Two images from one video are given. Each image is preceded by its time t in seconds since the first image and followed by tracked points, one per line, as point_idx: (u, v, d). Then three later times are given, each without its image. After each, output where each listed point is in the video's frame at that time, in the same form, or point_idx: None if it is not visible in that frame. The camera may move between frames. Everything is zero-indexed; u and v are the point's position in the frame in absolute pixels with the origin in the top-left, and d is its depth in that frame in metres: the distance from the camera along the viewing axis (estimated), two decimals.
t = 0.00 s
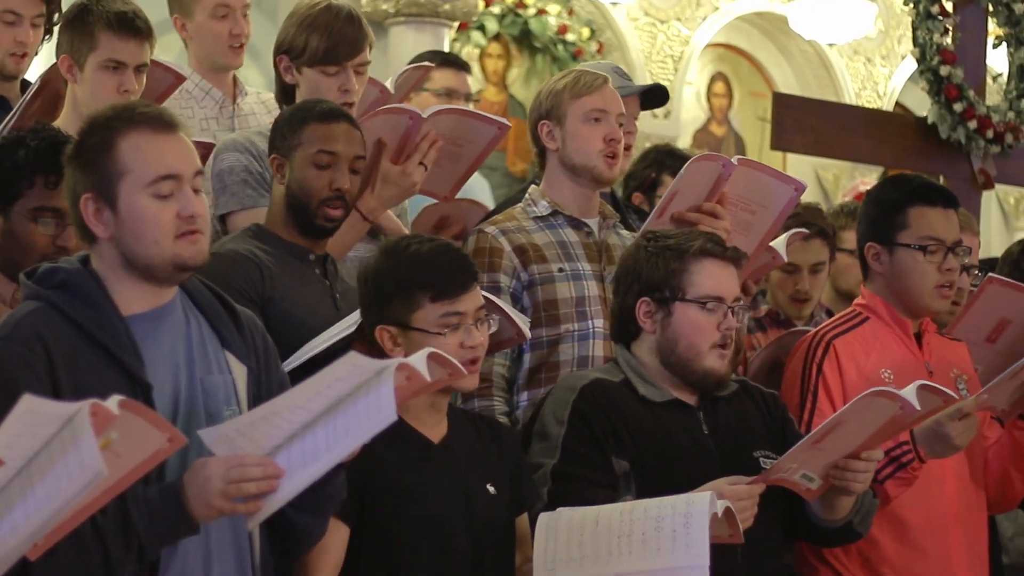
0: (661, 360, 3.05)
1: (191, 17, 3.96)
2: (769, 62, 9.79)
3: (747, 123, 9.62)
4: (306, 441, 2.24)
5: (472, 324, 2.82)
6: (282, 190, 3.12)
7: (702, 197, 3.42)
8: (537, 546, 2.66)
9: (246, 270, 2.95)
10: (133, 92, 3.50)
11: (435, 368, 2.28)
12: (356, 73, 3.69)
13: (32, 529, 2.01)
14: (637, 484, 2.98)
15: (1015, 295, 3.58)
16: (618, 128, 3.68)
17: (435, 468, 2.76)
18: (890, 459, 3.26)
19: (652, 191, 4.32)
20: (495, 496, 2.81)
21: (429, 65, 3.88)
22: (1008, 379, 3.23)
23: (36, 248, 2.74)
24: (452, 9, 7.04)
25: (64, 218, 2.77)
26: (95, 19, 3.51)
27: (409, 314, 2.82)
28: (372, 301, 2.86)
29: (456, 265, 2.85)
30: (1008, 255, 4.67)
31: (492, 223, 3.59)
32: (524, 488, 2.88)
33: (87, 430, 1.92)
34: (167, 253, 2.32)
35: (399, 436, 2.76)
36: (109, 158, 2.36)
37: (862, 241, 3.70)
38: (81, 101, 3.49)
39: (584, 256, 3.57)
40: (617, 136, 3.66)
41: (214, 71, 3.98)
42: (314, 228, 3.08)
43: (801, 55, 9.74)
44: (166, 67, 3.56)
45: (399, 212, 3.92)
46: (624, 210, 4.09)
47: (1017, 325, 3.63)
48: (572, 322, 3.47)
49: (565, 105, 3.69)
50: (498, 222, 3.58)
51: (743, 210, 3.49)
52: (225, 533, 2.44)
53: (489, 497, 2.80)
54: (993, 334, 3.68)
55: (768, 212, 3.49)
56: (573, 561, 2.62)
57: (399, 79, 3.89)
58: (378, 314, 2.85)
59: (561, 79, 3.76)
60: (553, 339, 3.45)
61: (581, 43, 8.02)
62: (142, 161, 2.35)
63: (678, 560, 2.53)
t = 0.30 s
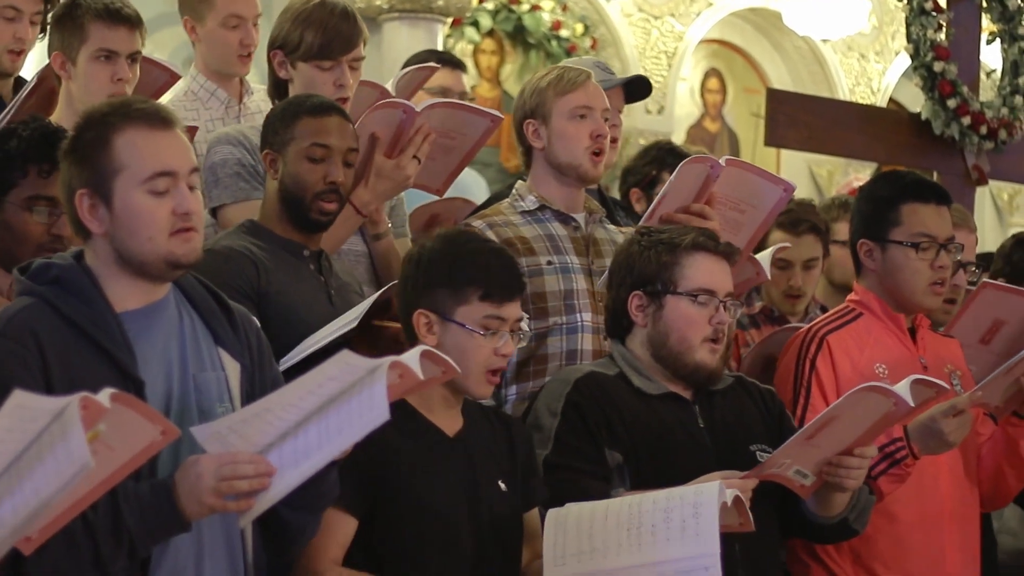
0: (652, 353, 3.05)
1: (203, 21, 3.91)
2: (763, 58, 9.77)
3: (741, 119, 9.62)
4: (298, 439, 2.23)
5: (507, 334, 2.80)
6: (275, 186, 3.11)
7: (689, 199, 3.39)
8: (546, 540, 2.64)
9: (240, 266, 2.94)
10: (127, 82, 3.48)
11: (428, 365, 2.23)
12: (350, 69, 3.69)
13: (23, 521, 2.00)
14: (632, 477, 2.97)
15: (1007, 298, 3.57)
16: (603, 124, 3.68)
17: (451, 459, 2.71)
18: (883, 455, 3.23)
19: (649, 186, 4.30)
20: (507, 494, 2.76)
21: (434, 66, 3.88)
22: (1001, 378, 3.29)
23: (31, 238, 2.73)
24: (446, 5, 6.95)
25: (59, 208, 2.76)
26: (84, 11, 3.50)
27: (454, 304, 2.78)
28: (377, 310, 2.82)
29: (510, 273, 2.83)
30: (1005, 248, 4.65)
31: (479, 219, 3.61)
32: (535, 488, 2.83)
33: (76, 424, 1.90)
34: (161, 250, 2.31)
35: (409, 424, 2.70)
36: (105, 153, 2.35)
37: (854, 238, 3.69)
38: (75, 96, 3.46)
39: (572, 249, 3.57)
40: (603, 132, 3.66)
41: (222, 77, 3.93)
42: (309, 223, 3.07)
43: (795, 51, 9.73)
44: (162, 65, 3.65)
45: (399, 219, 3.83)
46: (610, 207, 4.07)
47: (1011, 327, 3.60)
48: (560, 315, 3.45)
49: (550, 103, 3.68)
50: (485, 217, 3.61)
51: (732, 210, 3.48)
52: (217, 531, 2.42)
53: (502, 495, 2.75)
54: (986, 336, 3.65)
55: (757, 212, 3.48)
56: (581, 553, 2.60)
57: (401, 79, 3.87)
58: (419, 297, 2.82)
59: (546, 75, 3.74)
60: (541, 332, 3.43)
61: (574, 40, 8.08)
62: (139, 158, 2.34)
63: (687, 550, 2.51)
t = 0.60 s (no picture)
0: (645, 348, 3.03)
1: (207, 20, 3.91)
2: (754, 55, 9.77)
3: (732, 116, 9.63)
4: (290, 439, 2.21)
5: (524, 339, 2.74)
6: (266, 182, 3.09)
7: (681, 197, 3.37)
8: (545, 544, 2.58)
9: (233, 263, 2.92)
10: (115, 72, 3.46)
11: (423, 367, 2.23)
12: (342, 59, 3.66)
13: (13, 517, 1.99)
14: (625, 474, 2.95)
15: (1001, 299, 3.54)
16: (587, 121, 3.68)
17: (459, 455, 2.66)
18: (874, 451, 3.25)
19: (645, 183, 4.28)
20: (516, 491, 2.71)
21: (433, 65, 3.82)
22: (993, 375, 3.28)
23: (27, 235, 2.71)
24: (438, 2, 6.99)
25: (53, 205, 2.74)
26: (69, 5, 3.50)
27: (474, 300, 2.72)
28: (377, 307, 2.72)
29: (533, 279, 2.77)
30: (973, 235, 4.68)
31: (467, 213, 3.58)
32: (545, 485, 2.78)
33: (67, 419, 1.88)
34: (150, 254, 2.29)
35: (424, 417, 2.66)
36: (104, 153, 2.33)
37: (846, 236, 3.68)
38: (66, 92, 3.44)
39: (561, 244, 3.56)
40: (587, 129, 3.66)
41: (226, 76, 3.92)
42: (301, 218, 3.06)
43: (786, 48, 9.72)
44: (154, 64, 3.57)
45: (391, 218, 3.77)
46: (597, 204, 4.06)
47: (1002, 321, 3.60)
48: (550, 309, 3.44)
49: (533, 99, 3.67)
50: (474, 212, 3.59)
51: (721, 208, 3.49)
52: (209, 528, 2.43)
53: (511, 492, 2.70)
54: (978, 331, 3.67)
55: (746, 211, 3.49)
56: (581, 557, 2.55)
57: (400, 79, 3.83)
58: (440, 291, 2.76)
59: (529, 71, 3.74)
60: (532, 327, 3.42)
61: (566, 37, 8.09)
62: (138, 160, 2.32)
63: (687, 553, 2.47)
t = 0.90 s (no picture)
0: (638, 344, 3.03)
1: (206, 15, 3.99)
2: (742, 50, 9.76)
3: (720, 111, 9.62)
4: (280, 437, 2.20)
5: (524, 334, 2.70)
6: (252, 178, 3.07)
7: (671, 189, 3.35)
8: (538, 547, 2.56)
9: (221, 258, 2.90)
10: (106, 68, 3.45)
11: (414, 370, 2.22)
12: (329, 43, 3.66)
13: None
14: (615, 471, 2.94)
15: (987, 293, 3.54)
16: (571, 114, 3.68)
17: (455, 452, 2.64)
18: (863, 447, 3.22)
19: (636, 180, 4.26)
20: (514, 488, 2.70)
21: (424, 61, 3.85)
22: (981, 371, 3.27)
23: (16, 233, 2.69)
24: None
25: (43, 202, 2.71)
26: None
27: (476, 294, 2.70)
28: (367, 299, 2.73)
29: (534, 275, 2.74)
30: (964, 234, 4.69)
31: (452, 209, 3.55)
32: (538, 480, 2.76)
33: (53, 415, 1.86)
34: (140, 258, 2.27)
35: (421, 415, 2.64)
36: (103, 154, 2.31)
37: (835, 232, 3.68)
38: (56, 87, 3.41)
39: (547, 239, 3.56)
40: (572, 122, 3.65)
41: (222, 72, 3.91)
42: (288, 214, 3.04)
43: (774, 43, 9.70)
44: (145, 61, 3.58)
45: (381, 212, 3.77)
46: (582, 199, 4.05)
47: (990, 319, 3.61)
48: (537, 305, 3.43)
49: (517, 93, 3.66)
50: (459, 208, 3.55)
51: (709, 199, 3.47)
52: (196, 524, 2.40)
53: (508, 489, 2.69)
54: (967, 326, 3.64)
55: (734, 203, 3.48)
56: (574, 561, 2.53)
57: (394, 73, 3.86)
58: (440, 286, 2.73)
59: (513, 65, 3.73)
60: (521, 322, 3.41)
61: (554, 32, 7.99)
62: (136, 165, 2.30)
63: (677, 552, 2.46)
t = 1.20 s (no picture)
0: (622, 339, 3.02)
1: (202, 5, 4.05)
2: (724, 43, 9.77)
3: (702, 105, 9.61)
4: (261, 430, 2.19)
5: (511, 326, 2.69)
6: (232, 171, 3.05)
7: (651, 181, 3.35)
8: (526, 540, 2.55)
9: (200, 252, 2.88)
10: (87, 63, 3.42)
11: (394, 361, 2.19)
12: (307, 34, 3.64)
13: None
14: (598, 465, 2.93)
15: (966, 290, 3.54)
16: (549, 106, 3.67)
17: (440, 445, 2.63)
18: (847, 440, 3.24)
19: (619, 174, 4.24)
20: (501, 481, 2.69)
21: (413, 58, 3.83)
22: (962, 364, 3.29)
23: None
24: None
25: (23, 195, 2.69)
26: None
27: (462, 288, 2.68)
28: (346, 293, 2.68)
29: (521, 269, 2.73)
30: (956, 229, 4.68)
31: (430, 203, 3.53)
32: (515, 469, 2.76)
33: (31, 408, 1.84)
34: (124, 252, 2.25)
35: (405, 406, 2.63)
36: (86, 147, 2.29)
37: (817, 225, 3.68)
38: (36, 81, 3.39)
39: (526, 233, 3.55)
40: (550, 115, 3.64)
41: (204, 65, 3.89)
42: (268, 208, 3.03)
43: (756, 36, 9.71)
44: (126, 51, 3.52)
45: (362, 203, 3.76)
46: (564, 193, 4.04)
47: (971, 313, 3.59)
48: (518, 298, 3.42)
49: (494, 87, 3.66)
50: (437, 202, 3.53)
51: (689, 191, 3.47)
52: (177, 516, 2.39)
53: (495, 482, 2.68)
54: (948, 324, 3.65)
55: (714, 193, 3.49)
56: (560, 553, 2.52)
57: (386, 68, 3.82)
58: (427, 279, 2.72)
59: (490, 57, 3.72)
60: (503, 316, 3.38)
61: (536, 25, 8.02)
62: (120, 158, 2.28)
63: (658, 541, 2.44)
